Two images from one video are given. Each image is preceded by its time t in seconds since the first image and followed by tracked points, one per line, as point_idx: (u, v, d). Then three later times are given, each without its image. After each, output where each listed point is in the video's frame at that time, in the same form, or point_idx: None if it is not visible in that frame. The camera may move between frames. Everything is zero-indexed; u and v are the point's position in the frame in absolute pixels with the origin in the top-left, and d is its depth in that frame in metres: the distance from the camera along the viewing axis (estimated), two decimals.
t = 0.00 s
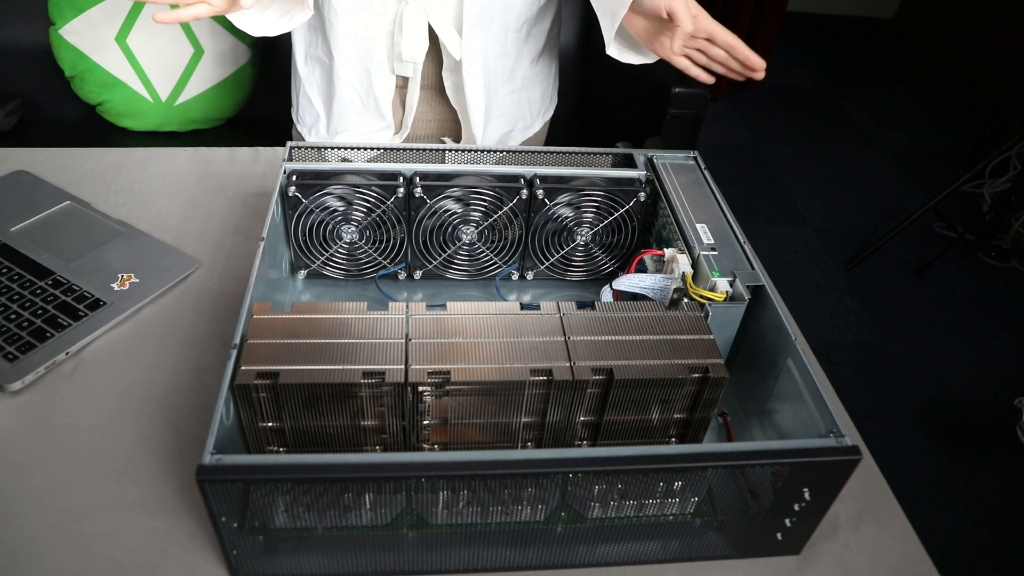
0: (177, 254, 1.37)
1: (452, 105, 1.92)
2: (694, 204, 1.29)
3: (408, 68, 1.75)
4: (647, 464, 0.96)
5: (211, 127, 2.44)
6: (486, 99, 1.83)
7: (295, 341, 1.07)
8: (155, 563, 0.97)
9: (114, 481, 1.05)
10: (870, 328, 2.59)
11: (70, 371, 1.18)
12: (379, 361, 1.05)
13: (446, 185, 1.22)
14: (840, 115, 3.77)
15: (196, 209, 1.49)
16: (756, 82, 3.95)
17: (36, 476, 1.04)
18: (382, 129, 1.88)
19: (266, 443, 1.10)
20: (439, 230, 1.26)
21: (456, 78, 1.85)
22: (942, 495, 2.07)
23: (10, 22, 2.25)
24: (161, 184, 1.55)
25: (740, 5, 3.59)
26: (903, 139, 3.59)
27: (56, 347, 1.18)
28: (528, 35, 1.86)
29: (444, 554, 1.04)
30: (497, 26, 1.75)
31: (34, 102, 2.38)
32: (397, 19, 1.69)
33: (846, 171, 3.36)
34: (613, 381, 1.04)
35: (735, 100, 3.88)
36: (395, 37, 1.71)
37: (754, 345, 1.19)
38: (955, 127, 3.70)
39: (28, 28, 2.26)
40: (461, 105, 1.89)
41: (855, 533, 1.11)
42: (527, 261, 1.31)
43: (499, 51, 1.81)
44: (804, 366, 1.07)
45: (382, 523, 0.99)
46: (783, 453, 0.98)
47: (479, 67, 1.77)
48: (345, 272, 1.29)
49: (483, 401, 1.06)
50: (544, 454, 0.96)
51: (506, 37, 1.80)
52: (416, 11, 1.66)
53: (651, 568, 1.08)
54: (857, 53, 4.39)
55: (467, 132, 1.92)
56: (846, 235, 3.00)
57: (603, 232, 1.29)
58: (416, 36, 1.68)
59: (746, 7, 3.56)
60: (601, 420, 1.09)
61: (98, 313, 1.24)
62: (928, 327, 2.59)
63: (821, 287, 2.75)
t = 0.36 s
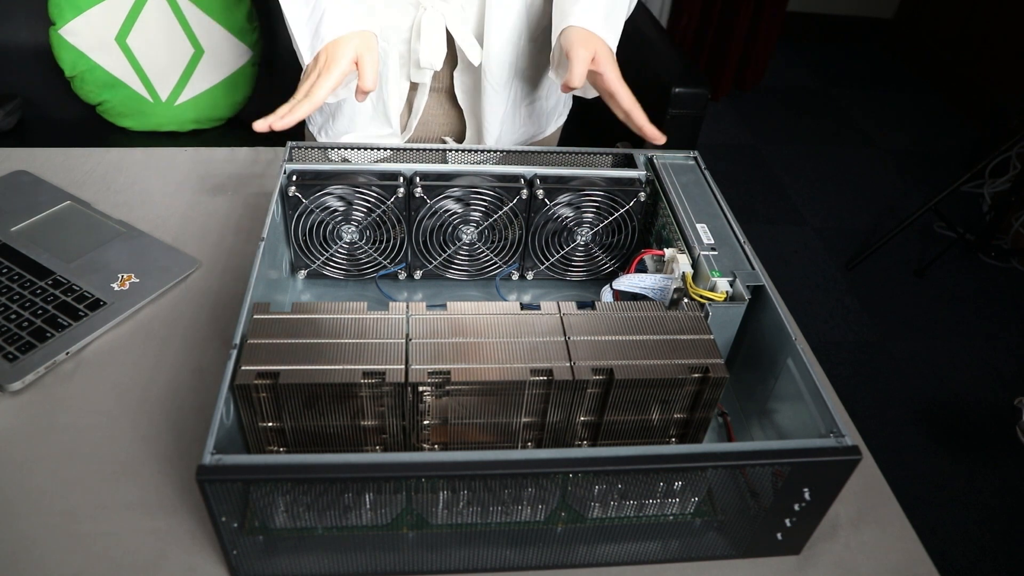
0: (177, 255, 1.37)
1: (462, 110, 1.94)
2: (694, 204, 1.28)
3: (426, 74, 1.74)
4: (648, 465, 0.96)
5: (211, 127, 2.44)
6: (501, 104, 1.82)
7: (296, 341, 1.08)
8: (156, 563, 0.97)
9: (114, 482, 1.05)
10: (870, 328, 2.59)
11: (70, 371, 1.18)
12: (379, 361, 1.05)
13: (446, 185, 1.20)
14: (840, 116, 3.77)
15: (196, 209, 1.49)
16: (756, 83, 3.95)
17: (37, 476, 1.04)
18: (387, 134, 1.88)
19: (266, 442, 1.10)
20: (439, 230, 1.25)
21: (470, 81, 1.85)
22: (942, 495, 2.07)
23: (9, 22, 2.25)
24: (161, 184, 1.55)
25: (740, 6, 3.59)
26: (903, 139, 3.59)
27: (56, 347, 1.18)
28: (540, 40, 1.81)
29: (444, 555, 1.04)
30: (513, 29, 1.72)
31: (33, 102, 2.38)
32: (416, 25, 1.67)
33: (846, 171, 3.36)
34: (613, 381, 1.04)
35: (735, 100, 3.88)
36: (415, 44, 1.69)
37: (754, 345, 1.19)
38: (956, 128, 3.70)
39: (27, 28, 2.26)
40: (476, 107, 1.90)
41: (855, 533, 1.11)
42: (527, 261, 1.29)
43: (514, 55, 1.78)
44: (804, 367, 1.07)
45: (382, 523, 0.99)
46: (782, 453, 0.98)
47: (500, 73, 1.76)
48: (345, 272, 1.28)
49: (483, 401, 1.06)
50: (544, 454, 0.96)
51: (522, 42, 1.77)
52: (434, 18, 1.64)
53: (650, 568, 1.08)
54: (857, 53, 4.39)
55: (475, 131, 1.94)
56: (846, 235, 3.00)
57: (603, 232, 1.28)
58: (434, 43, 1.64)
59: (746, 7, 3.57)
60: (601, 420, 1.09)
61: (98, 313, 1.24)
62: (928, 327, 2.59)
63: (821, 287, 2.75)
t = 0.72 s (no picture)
0: (177, 255, 1.37)
1: (463, 113, 1.94)
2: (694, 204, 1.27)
3: (420, 76, 1.72)
4: (647, 465, 0.96)
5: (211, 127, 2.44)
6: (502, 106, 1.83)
7: (296, 341, 1.08)
8: (156, 563, 0.97)
9: (113, 482, 1.05)
10: (870, 328, 2.59)
11: (71, 371, 1.18)
12: (379, 361, 1.06)
13: (446, 185, 1.20)
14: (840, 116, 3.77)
15: (196, 209, 1.49)
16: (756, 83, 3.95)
17: (37, 477, 1.04)
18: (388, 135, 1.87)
19: (266, 442, 1.10)
20: (439, 230, 1.24)
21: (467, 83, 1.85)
22: (943, 495, 2.07)
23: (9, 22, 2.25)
24: (160, 184, 1.54)
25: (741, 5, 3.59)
26: (903, 140, 3.59)
27: (56, 347, 1.18)
28: (539, 43, 1.79)
29: (444, 554, 1.04)
30: (510, 32, 1.72)
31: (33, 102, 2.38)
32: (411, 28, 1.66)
33: (846, 171, 3.36)
34: (613, 381, 1.04)
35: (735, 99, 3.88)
36: (408, 46, 1.68)
37: (754, 345, 1.18)
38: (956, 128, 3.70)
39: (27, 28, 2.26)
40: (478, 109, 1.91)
41: (855, 533, 1.11)
42: (527, 261, 1.29)
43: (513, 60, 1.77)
44: (804, 367, 1.07)
45: (382, 523, 0.99)
46: (781, 453, 0.98)
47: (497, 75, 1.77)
48: (345, 272, 1.27)
49: (483, 401, 1.06)
50: (544, 454, 0.96)
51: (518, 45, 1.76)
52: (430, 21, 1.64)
53: (651, 568, 1.08)
54: (857, 53, 4.39)
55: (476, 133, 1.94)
56: (845, 235, 3.00)
57: (603, 232, 1.28)
58: (429, 47, 1.63)
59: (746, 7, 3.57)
60: (601, 420, 1.09)
61: (98, 313, 1.24)
62: (928, 327, 2.59)
63: (821, 287, 2.75)
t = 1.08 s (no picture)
0: (163, 254, 1.32)
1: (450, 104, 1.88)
2: (702, 201, 1.21)
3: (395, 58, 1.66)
4: (653, 472, 0.94)
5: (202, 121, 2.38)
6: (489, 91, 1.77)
7: (290, 343, 1.04)
8: None
9: (94, 490, 1.00)
10: (876, 328, 2.54)
11: (52, 374, 1.13)
12: (374, 364, 1.01)
13: (443, 181, 1.15)
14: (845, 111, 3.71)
15: (183, 205, 1.44)
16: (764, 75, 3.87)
17: (14, 486, 1.00)
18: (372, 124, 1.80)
19: (256, 449, 1.06)
20: (437, 228, 1.19)
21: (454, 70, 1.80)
22: (951, 502, 2.03)
23: None
24: (146, 180, 1.49)
25: None
26: (910, 136, 3.53)
27: (37, 349, 1.14)
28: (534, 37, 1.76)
29: (441, 565, 1.02)
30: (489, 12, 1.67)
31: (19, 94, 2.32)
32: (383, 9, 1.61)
33: (852, 168, 3.30)
34: (618, 385, 1.00)
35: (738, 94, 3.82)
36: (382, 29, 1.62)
37: (764, 348, 1.13)
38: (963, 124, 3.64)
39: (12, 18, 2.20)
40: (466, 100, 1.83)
41: (870, 544, 1.06)
42: (527, 260, 1.24)
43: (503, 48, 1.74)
44: (817, 371, 1.02)
45: (378, 533, 0.97)
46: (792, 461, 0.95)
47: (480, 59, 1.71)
48: (338, 272, 1.22)
49: (482, 406, 1.02)
50: (543, 461, 0.93)
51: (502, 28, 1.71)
52: None
53: None
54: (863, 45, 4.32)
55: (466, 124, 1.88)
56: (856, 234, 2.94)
57: (607, 230, 1.23)
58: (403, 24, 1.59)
59: None
60: (606, 425, 1.05)
61: (80, 314, 1.20)
62: (935, 328, 2.55)
63: (826, 287, 2.70)
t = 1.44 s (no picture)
0: (137, 250, 1.23)
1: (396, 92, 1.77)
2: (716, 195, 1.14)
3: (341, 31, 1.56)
4: (659, 487, 0.88)
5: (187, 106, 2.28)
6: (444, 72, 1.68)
7: (274, 347, 0.97)
8: None
9: (58, 506, 0.93)
10: (888, 329, 2.45)
11: (17, 381, 1.06)
12: (364, 369, 0.94)
13: (438, 173, 1.08)
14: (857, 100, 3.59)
15: (159, 197, 1.34)
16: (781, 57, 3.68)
17: None
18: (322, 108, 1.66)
19: (237, 461, 0.99)
20: (431, 223, 1.12)
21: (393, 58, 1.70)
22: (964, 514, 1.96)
23: None
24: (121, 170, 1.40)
25: None
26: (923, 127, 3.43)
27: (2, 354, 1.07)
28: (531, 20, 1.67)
29: None
30: None
31: None
32: None
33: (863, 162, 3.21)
34: (626, 394, 0.93)
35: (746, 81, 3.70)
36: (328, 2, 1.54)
37: (782, 351, 1.06)
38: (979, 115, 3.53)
39: None
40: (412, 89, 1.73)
41: (897, 564, 0.99)
42: (528, 258, 1.16)
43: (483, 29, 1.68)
44: (840, 377, 0.95)
45: (368, 552, 0.93)
46: (814, 473, 0.89)
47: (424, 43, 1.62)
48: (325, 270, 1.15)
49: (481, 416, 0.95)
50: (544, 473, 0.88)
51: (448, 7, 1.64)
52: None
53: None
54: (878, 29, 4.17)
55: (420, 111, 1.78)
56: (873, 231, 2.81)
57: (614, 226, 1.15)
58: None
59: None
60: (613, 436, 0.98)
61: (48, 315, 1.12)
62: (950, 329, 2.46)
63: (836, 285, 2.62)
